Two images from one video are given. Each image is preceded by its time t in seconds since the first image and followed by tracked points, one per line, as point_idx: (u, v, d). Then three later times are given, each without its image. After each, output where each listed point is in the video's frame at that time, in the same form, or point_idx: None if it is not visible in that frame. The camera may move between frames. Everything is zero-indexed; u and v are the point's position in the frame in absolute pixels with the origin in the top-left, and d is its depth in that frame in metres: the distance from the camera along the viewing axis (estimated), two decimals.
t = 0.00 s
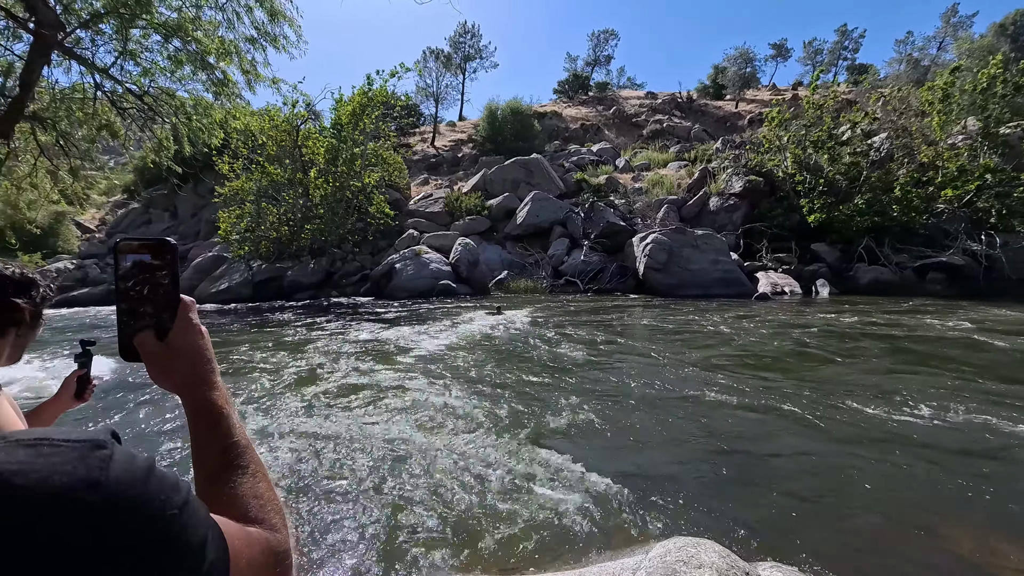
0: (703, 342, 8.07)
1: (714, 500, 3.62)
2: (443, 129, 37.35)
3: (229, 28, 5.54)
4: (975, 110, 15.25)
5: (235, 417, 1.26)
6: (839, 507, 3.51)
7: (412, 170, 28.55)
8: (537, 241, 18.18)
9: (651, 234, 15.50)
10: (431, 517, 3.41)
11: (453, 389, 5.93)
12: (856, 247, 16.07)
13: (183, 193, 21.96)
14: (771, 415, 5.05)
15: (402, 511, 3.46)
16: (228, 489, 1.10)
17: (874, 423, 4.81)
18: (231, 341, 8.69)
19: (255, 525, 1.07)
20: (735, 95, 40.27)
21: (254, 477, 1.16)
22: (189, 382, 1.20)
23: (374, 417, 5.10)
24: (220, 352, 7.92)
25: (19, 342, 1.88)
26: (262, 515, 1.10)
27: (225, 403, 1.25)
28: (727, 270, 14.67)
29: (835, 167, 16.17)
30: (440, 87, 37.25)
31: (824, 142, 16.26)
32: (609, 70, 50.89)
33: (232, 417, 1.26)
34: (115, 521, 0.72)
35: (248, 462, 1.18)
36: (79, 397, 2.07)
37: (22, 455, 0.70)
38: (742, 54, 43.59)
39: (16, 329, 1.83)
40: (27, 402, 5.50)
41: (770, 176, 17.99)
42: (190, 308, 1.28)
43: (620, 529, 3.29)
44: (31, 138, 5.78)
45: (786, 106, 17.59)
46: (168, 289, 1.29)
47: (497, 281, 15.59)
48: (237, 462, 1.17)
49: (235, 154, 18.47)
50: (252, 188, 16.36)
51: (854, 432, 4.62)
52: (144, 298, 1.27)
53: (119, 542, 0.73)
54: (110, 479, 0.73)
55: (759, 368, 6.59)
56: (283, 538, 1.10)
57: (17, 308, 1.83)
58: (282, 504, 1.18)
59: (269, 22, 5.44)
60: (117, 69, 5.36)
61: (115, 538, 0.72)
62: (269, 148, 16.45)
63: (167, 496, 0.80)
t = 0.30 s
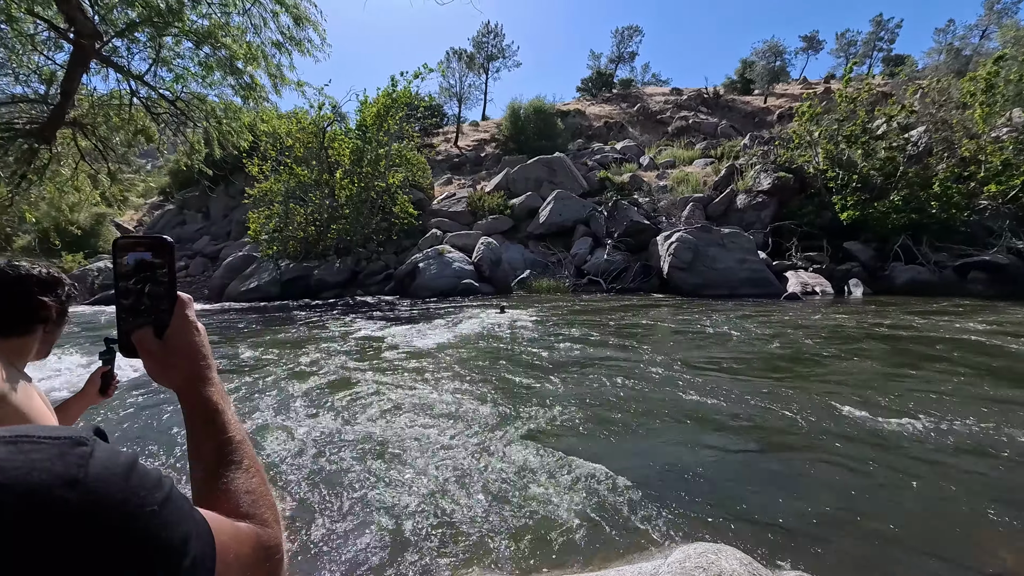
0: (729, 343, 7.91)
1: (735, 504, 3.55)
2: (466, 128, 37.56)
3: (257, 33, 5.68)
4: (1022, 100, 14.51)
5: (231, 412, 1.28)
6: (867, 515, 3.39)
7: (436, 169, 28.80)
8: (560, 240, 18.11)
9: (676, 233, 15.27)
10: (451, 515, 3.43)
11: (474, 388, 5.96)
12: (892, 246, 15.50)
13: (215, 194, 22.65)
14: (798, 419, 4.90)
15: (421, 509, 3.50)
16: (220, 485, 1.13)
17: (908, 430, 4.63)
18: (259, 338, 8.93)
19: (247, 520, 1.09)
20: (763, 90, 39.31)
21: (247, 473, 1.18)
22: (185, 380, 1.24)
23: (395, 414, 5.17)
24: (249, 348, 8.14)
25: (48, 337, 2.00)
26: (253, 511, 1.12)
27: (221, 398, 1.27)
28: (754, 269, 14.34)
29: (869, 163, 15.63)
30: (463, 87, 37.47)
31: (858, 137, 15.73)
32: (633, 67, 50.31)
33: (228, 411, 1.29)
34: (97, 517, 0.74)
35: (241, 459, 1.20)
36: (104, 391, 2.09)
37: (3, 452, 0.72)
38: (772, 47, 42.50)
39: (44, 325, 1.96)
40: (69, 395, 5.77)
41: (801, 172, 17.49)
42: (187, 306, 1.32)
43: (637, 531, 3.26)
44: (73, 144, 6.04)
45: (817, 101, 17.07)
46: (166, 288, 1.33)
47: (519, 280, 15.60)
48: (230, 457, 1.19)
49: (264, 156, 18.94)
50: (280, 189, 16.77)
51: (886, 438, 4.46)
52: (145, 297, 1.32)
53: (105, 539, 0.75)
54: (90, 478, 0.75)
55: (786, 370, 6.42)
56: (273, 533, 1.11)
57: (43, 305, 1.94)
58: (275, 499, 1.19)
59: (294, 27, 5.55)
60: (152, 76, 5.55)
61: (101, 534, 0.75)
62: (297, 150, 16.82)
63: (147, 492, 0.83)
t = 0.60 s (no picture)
0: (755, 344, 7.72)
1: (755, 509, 3.45)
2: (490, 127, 37.67)
3: (282, 36, 5.80)
4: None
5: (212, 406, 1.32)
6: (896, 526, 3.25)
7: (460, 168, 28.99)
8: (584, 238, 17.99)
9: (702, 231, 15.00)
10: (469, 511, 3.44)
11: (495, 385, 6.00)
12: (931, 244, 14.87)
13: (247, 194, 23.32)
14: (825, 423, 4.74)
15: (440, 504, 3.54)
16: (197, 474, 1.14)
17: (945, 436, 4.43)
18: (286, 334, 9.15)
19: (219, 510, 1.10)
20: (795, 83, 38.25)
21: (224, 464, 1.19)
22: (169, 372, 1.29)
23: (417, 409, 5.25)
24: (276, 343, 8.35)
25: (69, 330, 2.12)
26: (227, 501, 1.12)
27: (203, 392, 1.31)
28: (783, 269, 13.95)
29: (907, 157, 15.02)
30: (487, 85, 37.59)
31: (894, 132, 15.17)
32: (659, 62, 49.61)
33: (210, 405, 1.32)
34: (51, 504, 0.74)
35: (221, 449, 1.22)
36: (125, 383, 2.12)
37: None
38: (804, 39, 41.33)
39: (64, 319, 2.09)
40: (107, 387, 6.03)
41: (834, 168, 16.91)
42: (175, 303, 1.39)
43: (652, 535, 3.21)
44: (110, 147, 6.28)
45: (853, 93, 16.46)
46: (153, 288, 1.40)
47: (542, 279, 15.57)
48: (210, 449, 1.21)
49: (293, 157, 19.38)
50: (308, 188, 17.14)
51: (920, 446, 4.26)
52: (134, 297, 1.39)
53: (64, 527, 0.75)
54: (46, 463, 0.76)
55: (815, 372, 6.24)
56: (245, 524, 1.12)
57: (64, 299, 2.07)
58: (251, 492, 1.20)
59: (318, 29, 5.64)
60: (182, 80, 5.72)
61: (61, 522, 0.75)
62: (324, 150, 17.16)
63: (105, 478, 0.83)
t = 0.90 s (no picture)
0: (781, 346, 7.53)
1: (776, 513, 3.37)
2: (511, 127, 37.72)
3: (304, 40, 5.91)
4: None
5: (205, 403, 1.35)
6: (922, 535, 3.13)
7: (480, 168, 29.11)
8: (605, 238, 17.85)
9: (726, 230, 14.73)
10: (485, 509, 3.46)
11: (513, 384, 6.00)
12: (969, 243, 14.29)
13: (273, 195, 23.86)
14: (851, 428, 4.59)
15: (456, 501, 3.56)
16: (187, 468, 1.17)
17: (980, 444, 4.24)
18: (309, 333, 9.34)
19: (207, 505, 1.12)
20: (824, 78, 37.27)
21: (215, 460, 1.22)
22: (163, 370, 1.32)
23: (436, 407, 5.29)
24: (299, 341, 8.54)
25: (91, 328, 2.21)
26: (216, 495, 1.15)
27: (196, 389, 1.35)
28: (811, 269, 13.58)
29: (943, 153, 14.47)
30: (508, 85, 37.64)
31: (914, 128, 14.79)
32: (682, 59, 48.92)
33: (203, 401, 1.35)
34: (27, 498, 0.77)
35: (212, 445, 1.26)
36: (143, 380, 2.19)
37: None
38: (833, 33, 40.23)
39: (86, 317, 2.18)
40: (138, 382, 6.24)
41: (865, 165, 16.39)
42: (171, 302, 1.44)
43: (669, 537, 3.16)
44: (141, 150, 6.49)
45: (885, 87, 15.92)
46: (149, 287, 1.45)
47: (562, 278, 15.51)
48: (201, 444, 1.24)
49: (317, 158, 19.74)
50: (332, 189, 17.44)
51: (954, 454, 4.08)
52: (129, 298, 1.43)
53: (40, 522, 0.77)
54: (22, 458, 0.79)
55: (842, 375, 6.06)
56: (232, 519, 1.14)
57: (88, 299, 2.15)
58: (240, 487, 1.23)
59: (339, 32, 5.74)
60: (209, 84, 5.88)
61: (37, 518, 0.77)
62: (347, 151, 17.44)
63: (83, 474, 0.86)
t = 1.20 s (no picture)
0: (797, 347, 7.40)
1: (787, 516, 3.30)
2: (524, 128, 37.71)
3: (316, 42, 5.97)
4: None
5: (178, 403, 1.37)
6: (939, 541, 3.04)
7: (494, 169, 29.14)
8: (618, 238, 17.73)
9: (742, 230, 14.53)
10: (492, 504, 3.45)
11: (524, 384, 5.98)
12: (995, 242, 13.88)
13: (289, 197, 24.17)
14: (868, 432, 4.48)
15: (465, 497, 3.55)
16: (155, 468, 1.18)
17: (1006, 450, 4.09)
18: (323, 333, 9.43)
19: (173, 508, 1.13)
20: (843, 75, 36.58)
21: (185, 461, 1.24)
22: (135, 369, 1.33)
23: (447, 405, 5.30)
24: (313, 341, 8.63)
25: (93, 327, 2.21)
26: (183, 495, 1.17)
27: (169, 388, 1.37)
28: (829, 269, 13.33)
29: (967, 150, 14.08)
30: (521, 85, 37.63)
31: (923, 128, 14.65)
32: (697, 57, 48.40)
33: (175, 401, 1.36)
34: None
35: (182, 446, 1.27)
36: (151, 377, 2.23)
37: None
38: (853, 29, 39.48)
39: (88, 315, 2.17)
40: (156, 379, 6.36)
41: (886, 162, 16.04)
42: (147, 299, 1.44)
43: (677, 536, 3.11)
44: (158, 152, 6.62)
45: (907, 83, 15.55)
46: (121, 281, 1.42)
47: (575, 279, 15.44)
48: (171, 444, 1.25)
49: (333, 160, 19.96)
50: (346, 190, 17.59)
51: (975, 459, 3.96)
52: (97, 292, 1.40)
53: None
54: None
55: (860, 378, 5.92)
56: (199, 522, 1.15)
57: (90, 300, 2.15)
58: (210, 489, 1.24)
59: (350, 33, 5.78)
60: (224, 88, 5.97)
61: None
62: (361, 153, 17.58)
63: (21, 478, 0.85)
